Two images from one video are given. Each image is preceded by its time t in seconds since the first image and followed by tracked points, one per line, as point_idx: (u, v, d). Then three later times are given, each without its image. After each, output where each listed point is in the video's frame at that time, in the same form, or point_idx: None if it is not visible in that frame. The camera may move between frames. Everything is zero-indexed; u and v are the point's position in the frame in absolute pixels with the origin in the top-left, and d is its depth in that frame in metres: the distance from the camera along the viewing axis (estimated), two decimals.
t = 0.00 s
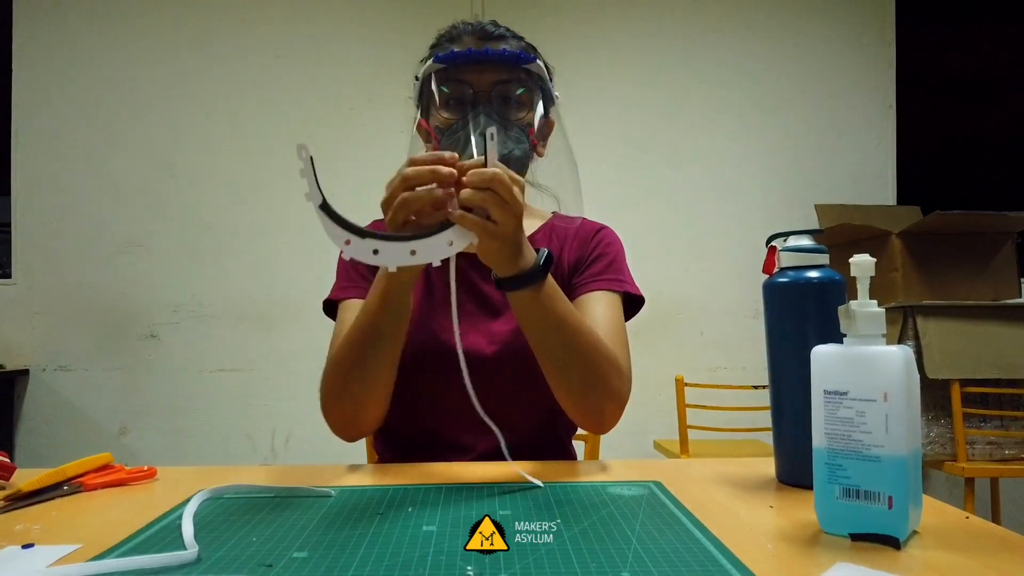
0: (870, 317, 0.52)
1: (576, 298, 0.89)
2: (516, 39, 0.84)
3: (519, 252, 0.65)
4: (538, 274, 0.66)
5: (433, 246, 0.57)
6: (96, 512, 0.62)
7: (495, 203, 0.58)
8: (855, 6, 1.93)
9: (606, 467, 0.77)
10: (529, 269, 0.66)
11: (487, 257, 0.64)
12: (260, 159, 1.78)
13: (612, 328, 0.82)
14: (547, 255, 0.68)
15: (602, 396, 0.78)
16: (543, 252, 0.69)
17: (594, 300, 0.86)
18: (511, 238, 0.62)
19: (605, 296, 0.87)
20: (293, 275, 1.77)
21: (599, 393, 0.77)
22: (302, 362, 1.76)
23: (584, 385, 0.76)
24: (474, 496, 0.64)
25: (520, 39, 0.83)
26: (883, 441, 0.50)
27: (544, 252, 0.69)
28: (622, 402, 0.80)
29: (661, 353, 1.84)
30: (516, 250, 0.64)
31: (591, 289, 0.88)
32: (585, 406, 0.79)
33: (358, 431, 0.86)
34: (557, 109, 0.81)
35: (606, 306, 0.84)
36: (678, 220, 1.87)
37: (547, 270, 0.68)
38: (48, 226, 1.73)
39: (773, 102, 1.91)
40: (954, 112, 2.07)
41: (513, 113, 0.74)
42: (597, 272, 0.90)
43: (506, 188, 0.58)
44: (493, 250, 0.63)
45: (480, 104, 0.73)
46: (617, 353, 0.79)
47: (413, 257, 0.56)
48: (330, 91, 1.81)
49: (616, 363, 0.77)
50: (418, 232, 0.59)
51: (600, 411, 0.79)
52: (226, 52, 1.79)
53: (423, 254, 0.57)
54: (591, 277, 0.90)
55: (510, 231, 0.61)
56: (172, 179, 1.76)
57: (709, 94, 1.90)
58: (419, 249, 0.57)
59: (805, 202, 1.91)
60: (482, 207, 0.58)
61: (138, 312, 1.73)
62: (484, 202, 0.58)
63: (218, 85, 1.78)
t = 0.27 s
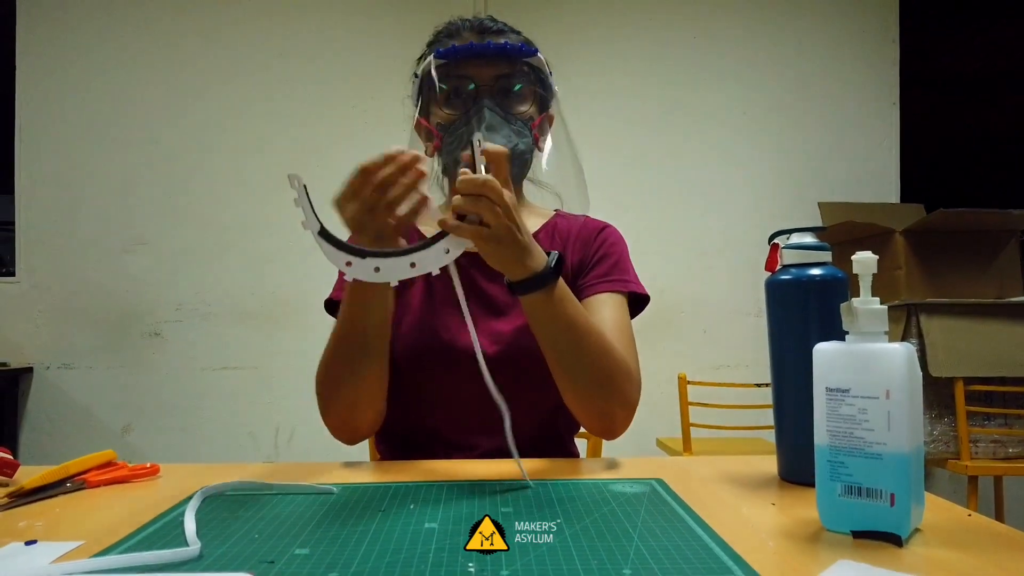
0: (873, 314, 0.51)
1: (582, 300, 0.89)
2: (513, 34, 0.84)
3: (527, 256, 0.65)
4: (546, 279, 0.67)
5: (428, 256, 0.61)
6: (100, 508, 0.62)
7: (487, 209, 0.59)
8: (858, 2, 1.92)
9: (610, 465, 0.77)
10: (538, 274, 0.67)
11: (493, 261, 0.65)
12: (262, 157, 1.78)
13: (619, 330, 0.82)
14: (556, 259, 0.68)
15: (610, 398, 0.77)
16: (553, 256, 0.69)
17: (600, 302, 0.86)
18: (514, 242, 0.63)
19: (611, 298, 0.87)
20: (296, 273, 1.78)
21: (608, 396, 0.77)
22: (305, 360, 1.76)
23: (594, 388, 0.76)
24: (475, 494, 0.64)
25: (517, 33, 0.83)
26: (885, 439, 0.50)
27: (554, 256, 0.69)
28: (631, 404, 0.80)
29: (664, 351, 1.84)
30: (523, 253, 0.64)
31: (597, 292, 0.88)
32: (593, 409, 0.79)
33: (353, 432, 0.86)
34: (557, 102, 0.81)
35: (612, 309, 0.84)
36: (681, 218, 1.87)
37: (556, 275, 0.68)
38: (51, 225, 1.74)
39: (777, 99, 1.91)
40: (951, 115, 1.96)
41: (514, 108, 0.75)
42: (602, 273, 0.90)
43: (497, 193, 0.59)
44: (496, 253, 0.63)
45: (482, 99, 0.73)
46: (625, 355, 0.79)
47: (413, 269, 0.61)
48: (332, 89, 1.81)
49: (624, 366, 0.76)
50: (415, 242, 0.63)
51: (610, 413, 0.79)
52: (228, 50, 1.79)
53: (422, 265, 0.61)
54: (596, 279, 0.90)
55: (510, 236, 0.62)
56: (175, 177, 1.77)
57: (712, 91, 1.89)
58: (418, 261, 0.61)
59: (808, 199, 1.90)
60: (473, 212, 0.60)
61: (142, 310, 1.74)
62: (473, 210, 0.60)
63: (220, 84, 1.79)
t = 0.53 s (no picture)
0: (874, 311, 0.51)
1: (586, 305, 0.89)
2: (513, 27, 0.83)
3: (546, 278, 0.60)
4: (560, 302, 0.63)
5: (431, 296, 0.59)
6: (103, 505, 0.62)
7: (503, 247, 0.55)
8: None
9: (611, 464, 0.77)
10: (551, 297, 0.63)
11: (513, 290, 0.60)
12: (265, 155, 1.79)
13: (625, 338, 0.82)
14: (572, 280, 0.64)
15: (613, 406, 0.78)
16: (569, 275, 0.65)
17: (606, 309, 0.86)
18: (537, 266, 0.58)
19: (616, 303, 0.87)
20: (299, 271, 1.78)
21: (611, 404, 0.77)
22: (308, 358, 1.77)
23: (597, 396, 0.76)
24: (476, 491, 0.64)
25: (518, 28, 0.82)
26: (887, 436, 0.49)
27: (570, 278, 0.64)
28: (635, 411, 0.80)
29: (666, 348, 1.83)
30: (542, 275, 0.60)
31: (602, 297, 0.88)
32: (597, 416, 0.79)
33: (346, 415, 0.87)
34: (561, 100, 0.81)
35: (617, 316, 0.85)
36: (683, 215, 1.86)
37: (572, 295, 0.64)
38: (54, 223, 1.75)
39: (779, 97, 1.90)
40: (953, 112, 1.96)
41: (515, 107, 0.75)
42: (608, 279, 0.90)
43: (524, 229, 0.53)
44: (517, 283, 0.59)
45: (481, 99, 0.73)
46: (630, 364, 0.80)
47: (414, 308, 0.58)
48: (335, 87, 1.81)
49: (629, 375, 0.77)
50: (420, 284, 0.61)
51: (613, 421, 0.80)
52: (230, 48, 1.79)
53: (423, 306, 0.59)
54: (601, 283, 0.90)
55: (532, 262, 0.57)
56: (177, 175, 1.77)
57: (715, 88, 1.89)
58: (419, 301, 0.59)
59: (811, 197, 1.90)
60: (491, 247, 0.55)
61: (145, 308, 1.74)
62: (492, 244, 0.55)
63: (223, 82, 1.79)
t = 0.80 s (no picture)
0: (876, 310, 0.51)
1: (589, 306, 0.89)
2: (513, 26, 0.83)
3: (541, 282, 0.67)
4: (555, 308, 0.69)
5: (437, 319, 0.77)
6: (105, 504, 0.63)
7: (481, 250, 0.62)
8: None
9: (610, 463, 0.76)
10: (548, 301, 0.69)
11: (505, 291, 0.67)
12: (266, 154, 1.79)
13: (628, 341, 0.83)
14: (571, 285, 0.69)
15: (615, 410, 0.78)
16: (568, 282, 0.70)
17: (610, 311, 0.87)
18: (524, 270, 0.65)
19: (619, 304, 0.88)
20: (301, 270, 1.78)
21: (613, 408, 0.77)
22: (310, 357, 1.77)
23: (598, 398, 0.77)
24: (477, 490, 0.64)
25: (518, 28, 0.83)
26: (889, 435, 0.49)
27: (569, 284, 0.70)
28: (638, 416, 0.80)
29: (668, 347, 1.83)
30: (533, 280, 0.67)
31: (605, 298, 0.88)
32: (598, 421, 0.79)
33: (358, 429, 0.88)
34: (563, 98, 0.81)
35: (621, 318, 0.86)
36: (685, 214, 1.86)
37: (570, 300, 0.69)
38: (56, 223, 1.75)
39: (781, 95, 1.90)
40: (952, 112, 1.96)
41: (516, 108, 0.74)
42: (611, 280, 0.90)
43: (499, 230, 0.61)
44: (504, 283, 0.66)
45: (482, 98, 0.72)
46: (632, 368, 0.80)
47: (430, 335, 0.76)
48: (336, 86, 1.81)
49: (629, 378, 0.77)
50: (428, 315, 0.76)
51: (616, 427, 0.80)
52: (232, 48, 1.80)
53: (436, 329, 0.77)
54: (604, 284, 0.90)
55: (516, 265, 0.64)
56: (179, 175, 1.77)
57: (717, 87, 1.88)
58: (434, 329, 0.76)
59: (813, 196, 1.89)
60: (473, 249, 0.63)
61: (147, 307, 1.75)
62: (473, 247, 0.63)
63: (224, 82, 1.79)
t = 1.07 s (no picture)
0: (877, 308, 0.51)
1: (590, 307, 0.89)
2: (515, 23, 0.82)
3: (544, 285, 0.68)
4: (559, 310, 0.70)
5: (464, 328, 0.67)
6: (105, 502, 0.63)
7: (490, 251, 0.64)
8: None
9: (609, 462, 0.76)
10: (551, 305, 0.70)
11: (510, 294, 0.68)
12: (268, 153, 1.79)
13: (630, 343, 0.83)
14: (573, 289, 0.70)
15: (616, 414, 0.77)
16: (570, 285, 0.71)
17: (611, 312, 0.87)
18: (529, 271, 0.66)
19: (621, 306, 0.88)
20: (302, 269, 1.78)
21: (614, 411, 0.77)
22: (311, 356, 1.77)
23: (599, 400, 0.76)
24: (478, 488, 0.64)
25: (521, 25, 0.82)
26: (890, 434, 0.49)
27: (570, 287, 0.70)
28: (639, 422, 0.79)
29: (670, 346, 1.83)
30: (537, 282, 0.67)
31: (608, 299, 0.88)
32: (599, 426, 0.78)
33: (362, 430, 0.88)
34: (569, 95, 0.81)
35: (623, 320, 0.86)
36: (687, 213, 1.86)
37: (571, 303, 0.70)
38: (58, 222, 1.75)
39: (783, 93, 1.90)
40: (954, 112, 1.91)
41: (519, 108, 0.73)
42: (614, 281, 0.90)
43: (504, 231, 0.62)
44: (510, 286, 0.67)
45: (485, 97, 0.71)
46: (634, 372, 0.80)
47: (457, 347, 0.66)
48: (337, 85, 1.81)
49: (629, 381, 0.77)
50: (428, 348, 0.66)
51: (618, 433, 0.78)
52: (233, 48, 1.80)
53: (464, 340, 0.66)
54: (607, 285, 0.90)
55: (522, 266, 0.65)
56: (181, 174, 1.77)
57: (719, 85, 1.88)
58: (461, 339, 0.66)
59: (815, 194, 1.89)
60: (479, 251, 0.64)
61: (149, 306, 1.75)
62: (479, 250, 0.64)
63: (226, 81, 1.79)
